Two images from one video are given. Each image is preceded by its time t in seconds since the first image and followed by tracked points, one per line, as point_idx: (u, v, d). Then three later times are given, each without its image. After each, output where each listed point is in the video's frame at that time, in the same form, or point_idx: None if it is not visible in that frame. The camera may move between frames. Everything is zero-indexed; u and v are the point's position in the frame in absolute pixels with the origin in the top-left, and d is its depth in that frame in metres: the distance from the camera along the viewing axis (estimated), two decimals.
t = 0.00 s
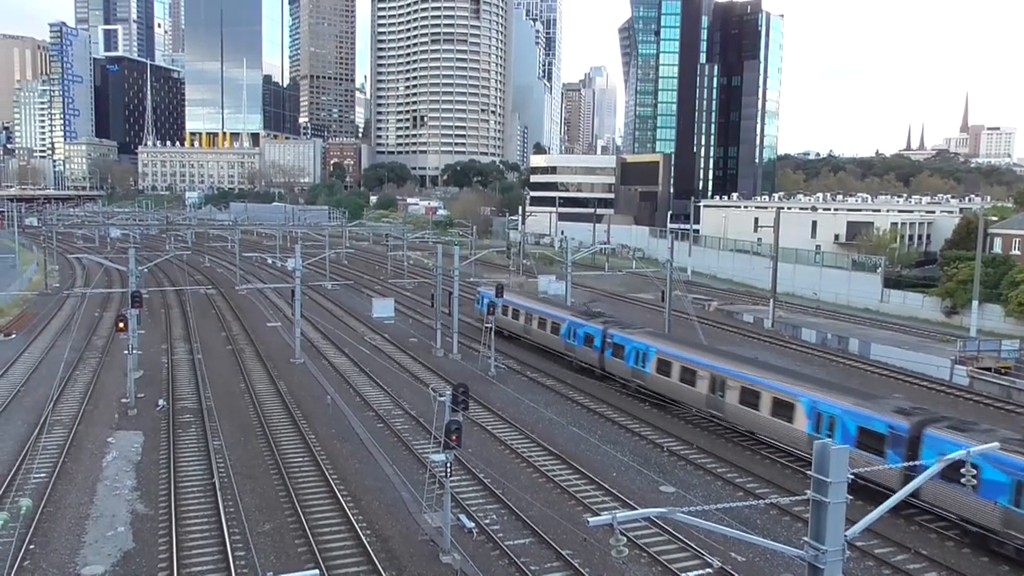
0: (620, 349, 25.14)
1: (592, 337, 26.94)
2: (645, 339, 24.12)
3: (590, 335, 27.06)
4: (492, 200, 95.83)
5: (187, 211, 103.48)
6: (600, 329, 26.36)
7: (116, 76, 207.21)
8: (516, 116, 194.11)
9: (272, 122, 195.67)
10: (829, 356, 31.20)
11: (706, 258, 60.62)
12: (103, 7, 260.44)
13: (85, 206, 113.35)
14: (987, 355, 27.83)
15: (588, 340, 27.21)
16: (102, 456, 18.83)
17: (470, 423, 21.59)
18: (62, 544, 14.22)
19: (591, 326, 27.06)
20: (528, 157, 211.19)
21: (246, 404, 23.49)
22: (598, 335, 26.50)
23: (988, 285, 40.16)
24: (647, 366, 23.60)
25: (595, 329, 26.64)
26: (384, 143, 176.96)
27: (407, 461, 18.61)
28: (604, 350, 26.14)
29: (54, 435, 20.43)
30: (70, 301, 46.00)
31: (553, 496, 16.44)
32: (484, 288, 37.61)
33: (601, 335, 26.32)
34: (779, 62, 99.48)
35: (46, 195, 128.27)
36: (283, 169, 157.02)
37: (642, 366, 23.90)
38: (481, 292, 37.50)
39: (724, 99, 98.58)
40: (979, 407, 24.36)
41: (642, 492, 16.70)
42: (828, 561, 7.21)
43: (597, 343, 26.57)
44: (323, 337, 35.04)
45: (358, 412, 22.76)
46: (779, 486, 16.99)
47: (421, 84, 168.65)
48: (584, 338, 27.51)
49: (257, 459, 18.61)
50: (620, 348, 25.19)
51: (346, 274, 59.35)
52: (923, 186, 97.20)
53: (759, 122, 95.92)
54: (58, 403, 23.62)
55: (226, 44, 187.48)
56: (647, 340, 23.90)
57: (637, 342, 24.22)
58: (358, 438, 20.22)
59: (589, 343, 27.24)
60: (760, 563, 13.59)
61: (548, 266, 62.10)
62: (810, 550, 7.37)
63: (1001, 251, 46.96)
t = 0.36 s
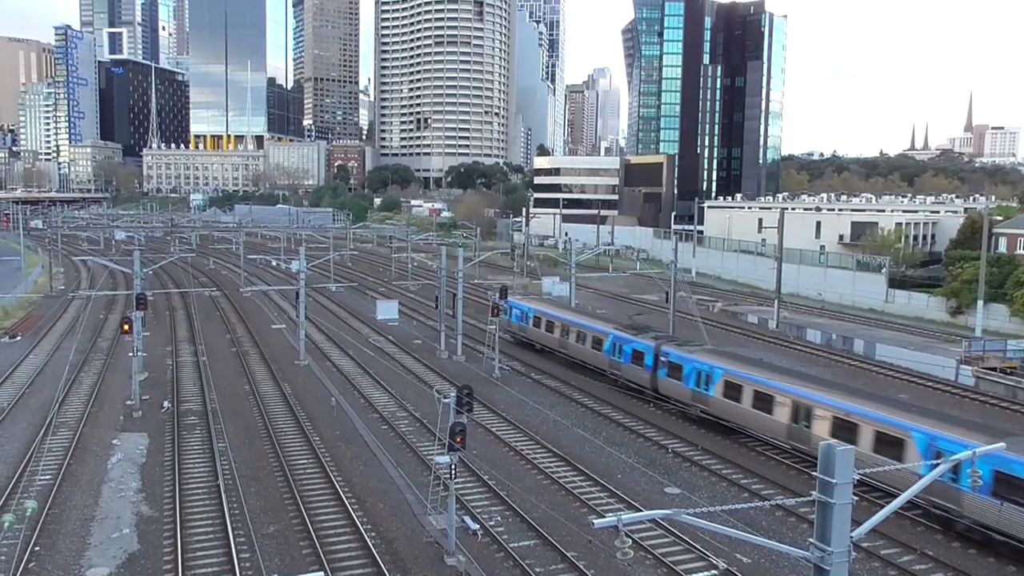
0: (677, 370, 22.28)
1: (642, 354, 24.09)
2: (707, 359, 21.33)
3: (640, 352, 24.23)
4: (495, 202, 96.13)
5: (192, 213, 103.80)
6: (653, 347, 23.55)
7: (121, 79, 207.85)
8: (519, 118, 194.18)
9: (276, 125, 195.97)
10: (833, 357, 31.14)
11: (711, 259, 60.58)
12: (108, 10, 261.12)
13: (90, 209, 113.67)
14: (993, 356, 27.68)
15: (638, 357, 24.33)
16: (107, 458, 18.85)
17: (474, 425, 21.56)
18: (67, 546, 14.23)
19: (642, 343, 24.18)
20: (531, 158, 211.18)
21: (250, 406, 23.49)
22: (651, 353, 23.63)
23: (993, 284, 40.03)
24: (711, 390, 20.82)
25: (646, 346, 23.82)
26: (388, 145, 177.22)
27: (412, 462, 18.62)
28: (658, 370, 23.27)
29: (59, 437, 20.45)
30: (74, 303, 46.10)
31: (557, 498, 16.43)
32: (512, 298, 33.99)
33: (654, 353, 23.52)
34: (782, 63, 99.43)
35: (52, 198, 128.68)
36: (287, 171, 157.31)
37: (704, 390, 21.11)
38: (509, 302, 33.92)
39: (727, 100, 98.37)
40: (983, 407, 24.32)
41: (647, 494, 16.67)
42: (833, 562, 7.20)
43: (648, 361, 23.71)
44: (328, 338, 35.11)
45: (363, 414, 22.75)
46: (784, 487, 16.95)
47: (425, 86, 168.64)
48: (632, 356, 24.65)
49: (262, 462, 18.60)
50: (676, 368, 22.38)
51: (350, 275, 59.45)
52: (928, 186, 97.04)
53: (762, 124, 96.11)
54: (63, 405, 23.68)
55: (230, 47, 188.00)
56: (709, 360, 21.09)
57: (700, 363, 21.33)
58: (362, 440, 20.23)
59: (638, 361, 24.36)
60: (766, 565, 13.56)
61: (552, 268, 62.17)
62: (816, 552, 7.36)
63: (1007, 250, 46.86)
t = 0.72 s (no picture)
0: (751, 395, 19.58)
1: (705, 375, 21.37)
2: (785, 384, 18.69)
3: (700, 373, 21.54)
4: (499, 203, 96.22)
5: (197, 215, 104.15)
6: (716, 367, 20.88)
7: (126, 82, 208.43)
8: (523, 119, 194.17)
9: (280, 127, 196.18)
10: (837, 358, 31.08)
11: (715, 260, 60.57)
12: (112, 13, 261.71)
13: (95, 211, 113.96)
14: (998, 357, 27.62)
15: (699, 379, 21.63)
16: (112, 460, 18.89)
17: (479, 426, 21.59)
18: (72, 547, 14.27)
19: (704, 363, 21.42)
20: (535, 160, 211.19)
21: (255, 408, 23.53)
22: (715, 375, 20.91)
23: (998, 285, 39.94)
24: (792, 419, 18.21)
25: (709, 367, 21.12)
26: (392, 147, 177.35)
27: (416, 464, 18.64)
28: (725, 394, 20.58)
29: (64, 439, 20.52)
30: (80, 306, 46.24)
31: (562, 499, 16.41)
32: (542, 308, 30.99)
33: (718, 374, 20.87)
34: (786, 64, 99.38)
35: (57, 201, 128.95)
36: (291, 174, 157.51)
37: (783, 419, 18.49)
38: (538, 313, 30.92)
39: (731, 101, 98.29)
40: (987, 408, 24.26)
41: (651, 495, 16.65)
42: (839, 565, 7.16)
43: (712, 384, 21.00)
44: (332, 340, 35.17)
45: (367, 415, 22.75)
46: (790, 488, 16.91)
47: (428, 88, 168.95)
48: (692, 377, 21.92)
49: (266, 464, 18.63)
50: (746, 392, 19.79)
51: (354, 277, 59.54)
52: (932, 187, 96.85)
53: (767, 124, 95.39)
54: (68, 407, 23.75)
55: (235, 50, 188.70)
56: (788, 385, 18.54)
57: (781, 389, 18.60)
58: (366, 442, 20.25)
59: (698, 383, 21.69)
60: (771, 567, 13.54)
61: (555, 269, 62.19)
62: (820, 554, 7.32)
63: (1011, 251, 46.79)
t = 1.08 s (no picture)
0: (876, 441, 16.27)
1: (783, 404, 18.78)
2: (888, 417, 16.14)
3: (778, 401, 18.89)
4: (503, 206, 96.33)
5: (202, 219, 104.35)
6: (799, 396, 18.27)
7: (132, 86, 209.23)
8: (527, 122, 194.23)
9: (285, 130, 196.55)
10: (844, 361, 30.99)
11: (720, 263, 60.54)
12: (119, 17, 262.53)
13: (101, 215, 114.48)
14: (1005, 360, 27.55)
15: (774, 407, 19.06)
16: (117, 463, 18.91)
17: (484, 429, 21.59)
18: (78, 551, 14.28)
19: (783, 389, 18.82)
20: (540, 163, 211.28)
21: (260, 411, 23.57)
22: (797, 403, 18.33)
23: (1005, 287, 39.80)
24: (902, 460, 15.63)
25: (789, 395, 18.52)
26: (397, 150, 177.49)
27: (421, 467, 18.64)
28: (809, 426, 18.02)
29: (70, 442, 20.56)
30: (86, 309, 46.35)
31: (567, 503, 16.38)
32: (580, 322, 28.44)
33: (801, 403, 18.25)
34: (790, 67, 99.37)
35: (63, 205, 129.25)
36: (296, 177, 157.79)
37: (890, 459, 15.94)
38: (576, 327, 28.35)
39: (735, 104, 98.39)
40: (994, 411, 24.20)
41: (656, 499, 16.61)
42: (845, 567, 7.12)
43: (793, 413, 18.45)
44: (337, 343, 35.22)
45: (371, 419, 22.77)
46: (795, 492, 16.86)
47: (433, 91, 169.22)
48: (765, 405, 19.31)
49: (271, 467, 18.63)
50: (839, 426, 17.20)
51: (358, 281, 59.63)
52: (938, 189, 96.61)
53: (771, 127, 95.81)
54: (74, 410, 23.79)
55: (240, 54, 188.95)
56: (893, 420, 15.95)
57: (885, 424, 16.04)
58: (371, 445, 20.23)
59: (774, 410, 19.12)
60: (777, 570, 13.51)
61: (560, 272, 62.16)
62: (827, 557, 7.29)
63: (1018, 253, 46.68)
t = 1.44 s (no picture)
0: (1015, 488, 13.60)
1: (886, 439, 16.18)
2: None
3: (881, 435, 16.28)
4: (507, 209, 96.58)
5: (207, 223, 104.60)
6: (909, 431, 15.66)
7: (137, 90, 210.14)
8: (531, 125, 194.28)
9: (289, 134, 196.98)
10: (849, 364, 30.90)
11: (724, 265, 60.45)
12: (124, 21, 263.38)
13: (107, 219, 114.96)
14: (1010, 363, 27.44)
15: (875, 442, 16.52)
16: (122, 466, 18.95)
17: (487, 432, 21.60)
18: (83, 554, 14.31)
19: (885, 423, 16.26)
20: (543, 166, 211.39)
21: (264, 415, 23.57)
22: (904, 439, 15.76)
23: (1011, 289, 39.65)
24: None
25: (895, 429, 15.92)
26: (401, 154, 177.67)
27: (425, 470, 18.63)
28: (922, 466, 15.40)
29: (75, 445, 20.58)
30: (91, 312, 46.50)
31: (571, 506, 16.38)
32: (623, 336, 25.78)
33: (910, 439, 15.65)
34: (794, 69, 99.33)
35: (69, 208, 129.66)
36: (300, 181, 158.12)
37: None
38: (619, 342, 25.69)
39: (739, 106, 98.36)
40: (1000, 413, 24.11)
41: (661, 502, 16.58)
42: (850, 571, 7.07)
43: (898, 451, 15.85)
44: (341, 347, 35.26)
45: (376, 421, 22.78)
46: (800, 494, 16.82)
47: (436, 95, 169.51)
48: (862, 439, 16.77)
49: (276, 470, 18.64)
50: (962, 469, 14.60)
51: (362, 284, 59.70)
52: (942, 191, 96.44)
53: (775, 129, 95.89)
54: (79, 413, 23.81)
55: (244, 58, 189.33)
56: None
57: None
58: (375, 448, 20.24)
59: (874, 446, 16.59)
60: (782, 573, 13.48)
61: (563, 275, 62.16)
62: (832, 561, 7.24)
63: None
